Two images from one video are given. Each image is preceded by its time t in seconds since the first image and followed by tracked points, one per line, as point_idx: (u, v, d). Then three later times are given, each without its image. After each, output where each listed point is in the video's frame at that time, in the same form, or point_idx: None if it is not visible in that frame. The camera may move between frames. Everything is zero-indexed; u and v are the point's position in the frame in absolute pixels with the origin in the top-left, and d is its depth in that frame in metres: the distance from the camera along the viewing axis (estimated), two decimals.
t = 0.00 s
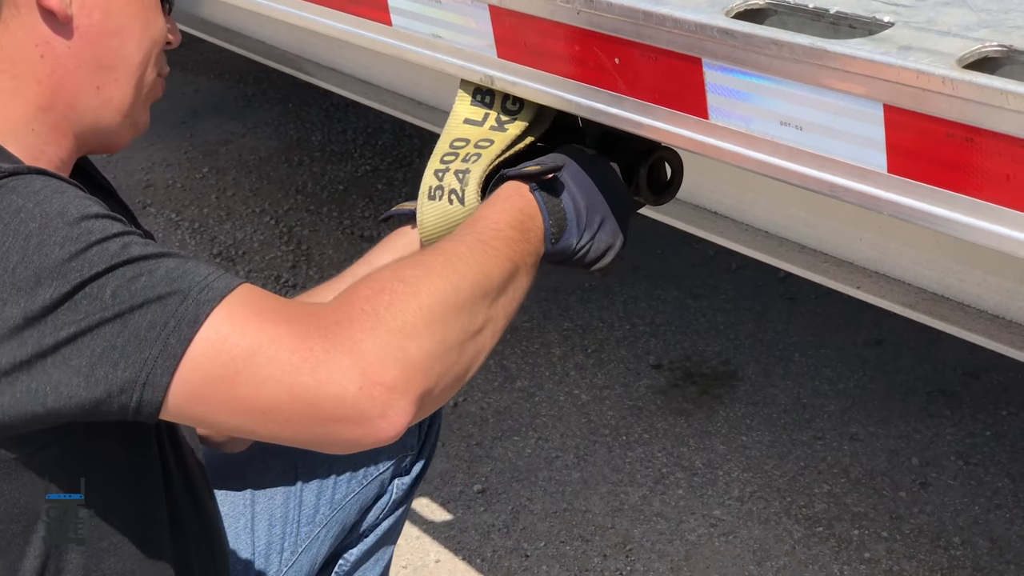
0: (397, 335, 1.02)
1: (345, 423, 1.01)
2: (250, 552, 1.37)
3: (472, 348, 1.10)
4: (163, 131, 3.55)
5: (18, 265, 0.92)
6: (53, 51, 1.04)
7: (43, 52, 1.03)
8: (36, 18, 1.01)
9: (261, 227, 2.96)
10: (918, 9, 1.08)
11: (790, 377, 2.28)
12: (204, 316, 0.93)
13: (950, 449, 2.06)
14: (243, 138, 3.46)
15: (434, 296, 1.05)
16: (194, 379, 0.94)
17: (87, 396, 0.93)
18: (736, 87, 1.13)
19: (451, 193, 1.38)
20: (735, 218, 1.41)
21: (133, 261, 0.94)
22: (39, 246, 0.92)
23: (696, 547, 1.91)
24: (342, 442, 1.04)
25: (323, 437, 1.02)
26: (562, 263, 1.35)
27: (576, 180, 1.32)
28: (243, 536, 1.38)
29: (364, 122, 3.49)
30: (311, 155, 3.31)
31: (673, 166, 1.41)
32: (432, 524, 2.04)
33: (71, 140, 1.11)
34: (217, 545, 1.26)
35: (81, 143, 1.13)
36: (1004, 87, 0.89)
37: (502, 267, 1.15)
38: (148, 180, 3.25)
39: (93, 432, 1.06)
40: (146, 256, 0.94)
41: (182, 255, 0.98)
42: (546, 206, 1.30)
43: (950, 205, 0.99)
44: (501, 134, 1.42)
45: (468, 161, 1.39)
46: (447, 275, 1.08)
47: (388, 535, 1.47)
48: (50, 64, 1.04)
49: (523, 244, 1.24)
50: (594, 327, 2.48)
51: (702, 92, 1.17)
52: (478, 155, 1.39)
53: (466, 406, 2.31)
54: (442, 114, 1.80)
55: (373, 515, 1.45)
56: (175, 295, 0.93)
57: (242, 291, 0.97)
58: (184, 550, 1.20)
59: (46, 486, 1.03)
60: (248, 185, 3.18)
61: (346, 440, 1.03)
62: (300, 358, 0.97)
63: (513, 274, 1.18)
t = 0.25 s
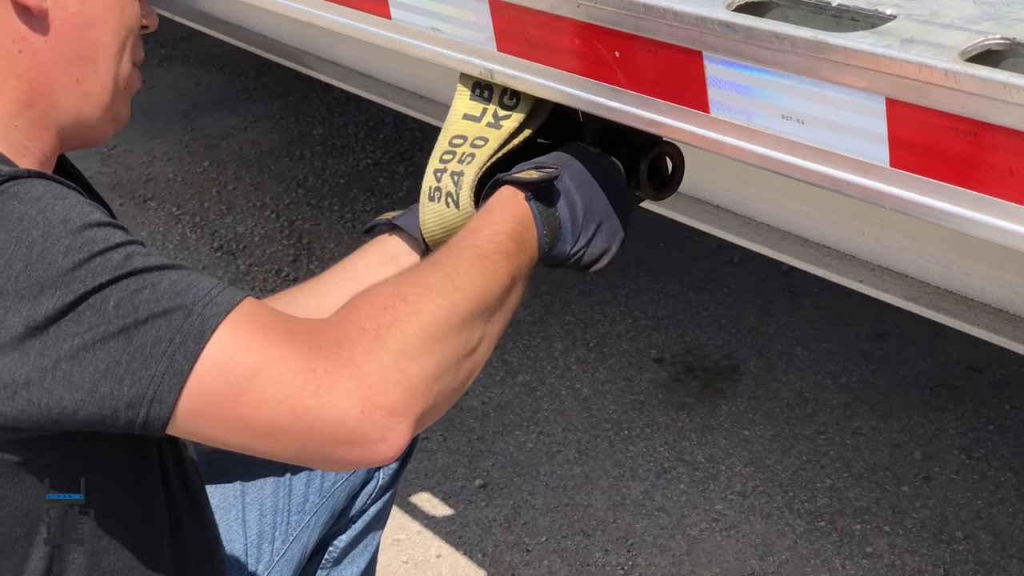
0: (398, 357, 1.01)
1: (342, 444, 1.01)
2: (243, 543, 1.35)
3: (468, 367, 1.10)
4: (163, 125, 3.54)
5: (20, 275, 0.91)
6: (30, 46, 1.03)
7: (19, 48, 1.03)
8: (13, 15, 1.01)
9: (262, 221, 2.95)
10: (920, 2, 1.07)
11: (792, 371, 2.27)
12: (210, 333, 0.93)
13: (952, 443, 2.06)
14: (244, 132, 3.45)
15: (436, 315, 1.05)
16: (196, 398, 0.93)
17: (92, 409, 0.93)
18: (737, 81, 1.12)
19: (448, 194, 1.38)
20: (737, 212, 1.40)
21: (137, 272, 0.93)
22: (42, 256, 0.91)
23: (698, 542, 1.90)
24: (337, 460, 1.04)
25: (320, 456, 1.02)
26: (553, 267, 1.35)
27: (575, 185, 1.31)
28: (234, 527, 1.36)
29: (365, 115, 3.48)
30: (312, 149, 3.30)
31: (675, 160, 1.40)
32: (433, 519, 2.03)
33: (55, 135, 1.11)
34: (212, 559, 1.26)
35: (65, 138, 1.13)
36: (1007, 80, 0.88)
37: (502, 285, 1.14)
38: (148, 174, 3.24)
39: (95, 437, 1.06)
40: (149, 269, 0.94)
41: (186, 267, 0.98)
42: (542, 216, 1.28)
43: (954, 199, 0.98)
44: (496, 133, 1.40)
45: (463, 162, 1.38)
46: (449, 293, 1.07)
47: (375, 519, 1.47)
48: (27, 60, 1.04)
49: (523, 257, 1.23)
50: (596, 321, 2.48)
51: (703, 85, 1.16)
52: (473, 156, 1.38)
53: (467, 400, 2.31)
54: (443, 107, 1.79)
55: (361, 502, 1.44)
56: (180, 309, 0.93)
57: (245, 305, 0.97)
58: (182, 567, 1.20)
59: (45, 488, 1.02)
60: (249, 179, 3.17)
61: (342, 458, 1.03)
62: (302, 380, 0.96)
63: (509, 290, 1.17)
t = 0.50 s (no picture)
0: (383, 365, 1.03)
1: (326, 451, 1.03)
2: (237, 535, 1.35)
3: (452, 373, 1.11)
4: (159, 118, 3.53)
5: (10, 271, 0.91)
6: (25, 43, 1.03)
7: (13, 45, 1.02)
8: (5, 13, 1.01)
9: (257, 215, 2.94)
10: None
11: (787, 364, 2.27)
12: (198, 335, 0.94)
13: (947, 436, 2.06)
14: (239, 126, 3.44)
15: (423, 323, 1.06)
16: (183, 402, 0.95)
17: (77, 407, 0.94)
18: (729, 74, 1.11)
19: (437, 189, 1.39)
20: (731, 205, 1.40)
21: (127, 273, 0.94)
22: (31, 252, 0.92)
23: (693, 536, 1.90)
24: (319, 467, 1.06)
25: (304, 463, 1.04)
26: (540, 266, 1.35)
27: (563, 188, 1.30)
28: (228, 520, 1.36)
29: (361, 109, 3.47)
30: (308, 143, 3.30)
31: (668, 154, 1.40)
32: (428, 513, 2.03)
33: (52, 128, 1.11)
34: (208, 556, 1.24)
35: (61, 130, 1.13)
36: (997, 72, 0.88)
37: (488, 292, 1.15)
38: (143, 168, 3.23)
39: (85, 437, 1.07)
40: (138, 269, 0.95)
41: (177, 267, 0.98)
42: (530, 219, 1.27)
43: (945, 193, 0.98)
44: (484, 128, 1.40)
45: (451, 157, 1.38)
46: (436, 300, 1.09)
47: (370, 512, 1.45)
48: (23, 56, 1.04)
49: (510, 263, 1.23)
50: (591, 314, 2.47)
51: (695, 78, 1.16)
52: (461, 150, 1.38)
53: (463, 394, 2.30)
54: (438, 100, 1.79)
55: (356, 494, 1.43)
56: (168, 311, 0.93)
57: (234, 309, 0.98)
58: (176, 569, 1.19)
59: (46, 487, 1.04)
60: (245, 173, 3.16)
61: (325, 466, 1.05)
62: (289, 387, 0.98)
63: (495, 298, 1.18)
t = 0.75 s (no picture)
0: (378, 390, 1.02)
1: (321, 476, 1.02)
2: (238, 532, 1.35)
3: (448, 395, 1.10)
4: (161, 116, 3.54)
5: (6, 291, 0.91)
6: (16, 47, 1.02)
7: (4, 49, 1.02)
8: None
9: (259, 212, 2.95)
10: None
11: (790, 360, 2.27)
12: (193, 361, 0.93)
13: (950, 431, 2.06)
14: (241, 123, 3.44)
15: (418, 347, 1.05)
16: (179, 425, 0.94)
17: (75, 427, 0.94)
18: (732, 70, 1.11)
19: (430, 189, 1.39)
20: (734, 201, 1.40)
21: (124, 294, 0.93)
22: (28, 272, 0.91)
23: (696, 532, 1.90)
24: (314, 490, 1.05)
25: (299, 486, 1.03)
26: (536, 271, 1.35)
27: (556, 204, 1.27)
28: (229, 517, 1.36)
29: (362, 105, 3.47)
30: (309, 140, 3.30)
31: (670, 150, 1.39)
32: (431, 510, 2.04)
33: (47, 129, 1.11)
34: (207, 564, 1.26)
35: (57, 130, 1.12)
36: (1000, 67, 0.87)
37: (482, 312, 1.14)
38: (146, 165, 3.23)
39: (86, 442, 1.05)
40: (135, 289, 0.94)
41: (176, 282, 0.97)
42: (527, 235, 1.27)
43: (948, 188, 0.98)
44: (479, 128, 1.39)
45: (444, 157, 1.37)
46: (432, 323, 1.07)
47: (372, 508, 1.45)
48: (15, 59, 1.03)
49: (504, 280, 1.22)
50: (594, 310, 2.47)
51: (697, 73, 1.15)
52: (455, 151, 1.37)
53: (466, 390, 2.30)
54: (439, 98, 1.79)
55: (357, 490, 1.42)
56: (164, 336, 0.93)
57: (233, 327, 0.97)
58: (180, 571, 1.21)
59: (45, 488, 1.03)
60: (247, 170, 3.16)
61: (319, 490, 1.04)
62: (283, 414, 0.97)
63: (489, 318, 1.17)
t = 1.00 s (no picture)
0: (391, 410, 1.02)
1: (332, 493, 1.03)
2: (245, 532, 1.35)
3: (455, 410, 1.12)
4: (166, 114, 3.54)
5: (23, 309, 0.91)
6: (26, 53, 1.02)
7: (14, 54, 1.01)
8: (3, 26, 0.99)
9: (264, 211, 2.95)
10: None
11: (795, 358, 2.27)
12: (211, 383, 0.94)
13: (955, 430, 2.05)
14: (246, 121, 3.44)
15: (430, 366, 1.06)
16: (196, 447, 0.95)
17: (88, 444, 0.94)
18: (736, 68, 1.11)
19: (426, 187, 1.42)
20: (739, 200, 1.40)
21: (141, 314, 0.94)
22: (45, 290, 0.91)
23: (701, 530, 1.90)
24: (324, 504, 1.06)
25: (309, 501, 1.04)
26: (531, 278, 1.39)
27: (553, 213, 1.31)
28: (235, 517, 1.37)
29: (367, 104, 3.47)
30: (314, 138, 3.30)
31: (674, 149, 1.39)
32: (436, 508, 2.04)
33: (53, 130, 1.11)
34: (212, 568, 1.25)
35: (61, 128, 1.12)
36: (1005, 66, 0.87)
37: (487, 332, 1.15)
38: (151, 164, 3.24)
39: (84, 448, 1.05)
40: (153, 309, 0.94)
41: (190, 299, 0.98)
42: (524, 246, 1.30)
43: (953, 187, 0.98)
44: (473, 129, 1.39)
45: (438, 160, 1.39)
46: (443, 343, 1.08)
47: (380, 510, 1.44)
48: (22, 63, 1.02)
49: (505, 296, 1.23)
50: (598, 309, 2.47)
51: (702, 72, 1.15)
52: (448, 154, 1.38)
53: (470, 388, 2.31)
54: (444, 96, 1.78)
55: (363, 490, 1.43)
56: (183, 356, 0.94)
57: (245, 348, 0.97)
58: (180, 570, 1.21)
59: (45, 488, 1.04)
60: (252, 168, 3.17)
61: (329, 505, 1.05)
62: (298, 435, 0.98)
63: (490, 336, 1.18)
